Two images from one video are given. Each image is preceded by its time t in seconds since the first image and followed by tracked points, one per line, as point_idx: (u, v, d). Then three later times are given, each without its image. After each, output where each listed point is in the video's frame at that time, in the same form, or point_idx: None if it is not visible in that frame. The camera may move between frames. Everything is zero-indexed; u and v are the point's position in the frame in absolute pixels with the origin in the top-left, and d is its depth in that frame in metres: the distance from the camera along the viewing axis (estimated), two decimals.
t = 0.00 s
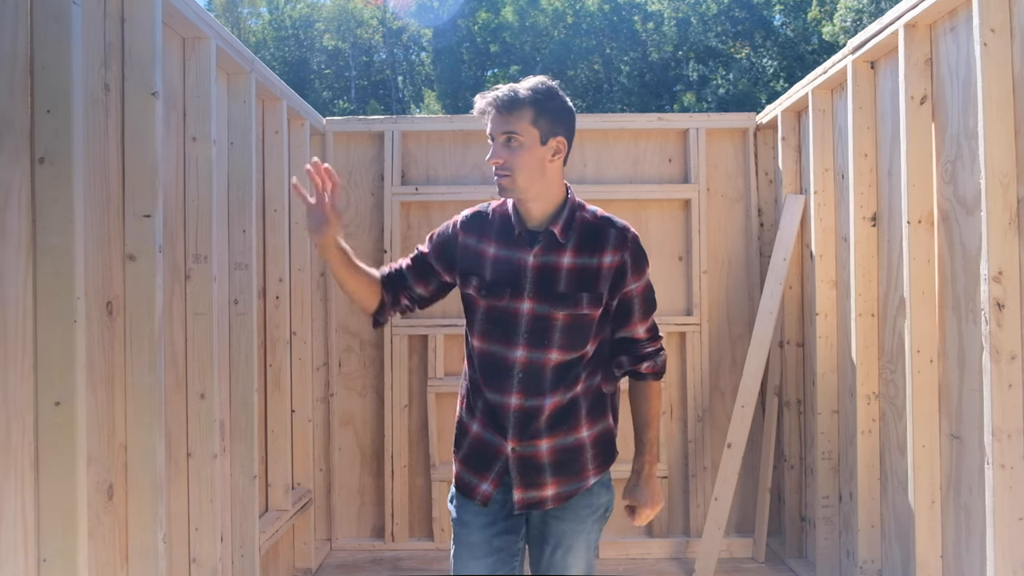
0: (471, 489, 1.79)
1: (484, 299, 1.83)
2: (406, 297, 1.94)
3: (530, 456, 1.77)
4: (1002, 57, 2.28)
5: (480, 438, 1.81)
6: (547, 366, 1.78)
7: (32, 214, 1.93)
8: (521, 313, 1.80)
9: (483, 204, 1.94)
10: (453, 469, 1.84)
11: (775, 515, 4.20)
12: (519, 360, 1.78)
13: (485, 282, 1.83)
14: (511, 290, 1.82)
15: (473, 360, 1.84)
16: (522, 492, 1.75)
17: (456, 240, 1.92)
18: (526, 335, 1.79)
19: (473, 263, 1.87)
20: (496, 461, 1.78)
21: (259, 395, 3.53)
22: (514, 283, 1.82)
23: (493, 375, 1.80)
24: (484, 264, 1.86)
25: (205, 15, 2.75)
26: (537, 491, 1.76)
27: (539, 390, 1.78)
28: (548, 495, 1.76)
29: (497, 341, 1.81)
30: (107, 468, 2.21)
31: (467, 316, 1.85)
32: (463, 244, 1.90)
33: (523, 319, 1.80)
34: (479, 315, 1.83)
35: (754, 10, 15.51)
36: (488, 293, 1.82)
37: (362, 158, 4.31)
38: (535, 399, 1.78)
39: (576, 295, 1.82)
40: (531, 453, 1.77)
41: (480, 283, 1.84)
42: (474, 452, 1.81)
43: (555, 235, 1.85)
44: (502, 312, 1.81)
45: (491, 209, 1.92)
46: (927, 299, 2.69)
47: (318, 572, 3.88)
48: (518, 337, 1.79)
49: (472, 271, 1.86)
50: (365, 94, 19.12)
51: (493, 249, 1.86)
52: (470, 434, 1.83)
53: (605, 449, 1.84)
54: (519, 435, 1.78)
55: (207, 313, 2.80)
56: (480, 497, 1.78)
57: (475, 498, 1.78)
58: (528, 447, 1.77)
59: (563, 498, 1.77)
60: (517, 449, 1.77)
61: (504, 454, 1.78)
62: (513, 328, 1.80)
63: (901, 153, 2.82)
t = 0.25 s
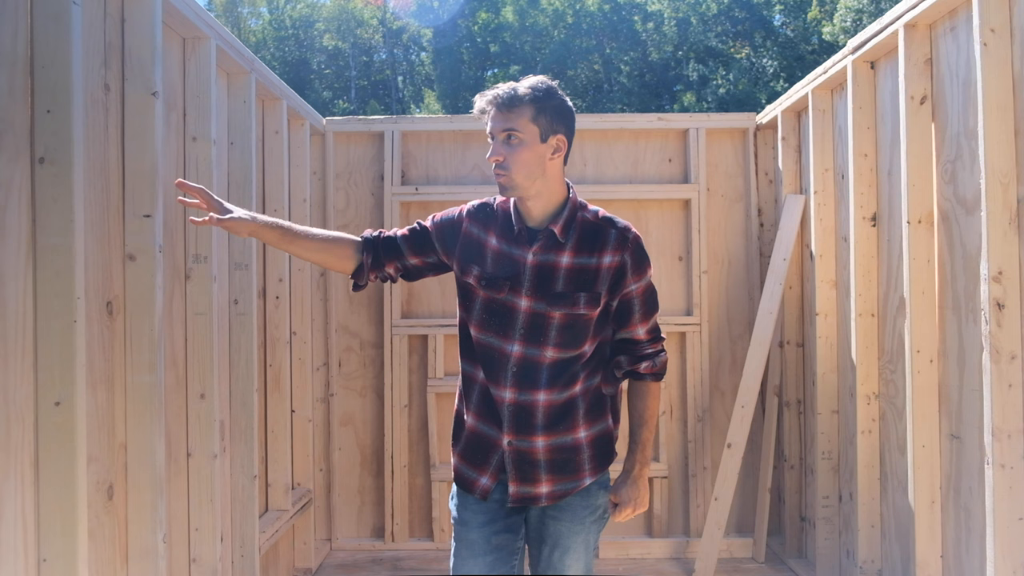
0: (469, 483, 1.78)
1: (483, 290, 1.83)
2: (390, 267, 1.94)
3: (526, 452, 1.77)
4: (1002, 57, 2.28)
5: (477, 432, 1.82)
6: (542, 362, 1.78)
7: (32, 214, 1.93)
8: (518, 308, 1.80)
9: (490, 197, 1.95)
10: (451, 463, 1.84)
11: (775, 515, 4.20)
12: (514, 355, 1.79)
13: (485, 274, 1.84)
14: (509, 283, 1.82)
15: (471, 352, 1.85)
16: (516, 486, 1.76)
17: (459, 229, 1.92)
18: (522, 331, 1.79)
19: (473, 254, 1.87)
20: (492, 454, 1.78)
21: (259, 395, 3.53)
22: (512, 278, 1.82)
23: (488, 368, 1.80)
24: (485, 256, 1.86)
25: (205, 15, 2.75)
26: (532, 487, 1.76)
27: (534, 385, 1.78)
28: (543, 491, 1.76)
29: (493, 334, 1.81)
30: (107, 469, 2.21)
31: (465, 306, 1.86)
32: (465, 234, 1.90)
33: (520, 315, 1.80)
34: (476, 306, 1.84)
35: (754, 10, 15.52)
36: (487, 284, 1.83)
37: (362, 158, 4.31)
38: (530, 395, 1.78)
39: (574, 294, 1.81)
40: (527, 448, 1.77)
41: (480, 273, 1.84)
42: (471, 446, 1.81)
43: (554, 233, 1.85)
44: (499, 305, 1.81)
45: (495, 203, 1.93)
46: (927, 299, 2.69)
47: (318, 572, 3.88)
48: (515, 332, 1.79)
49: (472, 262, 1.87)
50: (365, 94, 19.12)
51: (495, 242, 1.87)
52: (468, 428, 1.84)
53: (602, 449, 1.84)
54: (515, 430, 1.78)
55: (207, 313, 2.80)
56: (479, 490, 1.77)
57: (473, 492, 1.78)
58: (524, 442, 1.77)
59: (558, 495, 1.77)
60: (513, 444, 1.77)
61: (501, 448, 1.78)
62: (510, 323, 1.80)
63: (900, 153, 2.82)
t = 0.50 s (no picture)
0: (466, 482, 1.79)
1: (481, 291, 1.83)
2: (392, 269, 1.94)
3: (524, 452, 1.77)
4: (1002, 57, 2.28)
5: (474, 432, 1.82)
6: (540, 363, 1.78)
7: (32, 214, 1.92)
8: (516, 310, 1.80)
9: (490, 196, 1.95)
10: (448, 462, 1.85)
11: (775, 515, 4.20)
12: (512, 356, 1.79)
13: (484, 274, 1.84)
14: (507, 284, 1.82)
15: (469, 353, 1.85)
16: (513, 487, 1.76)
17: (458, 229, 1.92)
18: (520, 331, 1.79)
19: (472, 254, 1.87)
20: (490, 454, 1.79)
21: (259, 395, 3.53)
22: (511, 278, 1.82)
23: (486, 369, 1.80)
24: (484, 256, 1.86)
25: (205, 15, 2.75)
26: (529, 487, 1.76)
27: (531, 386, 1.78)
28: (540, 492, 1.76)
29: (491, 334, 1.81)
30: (107, 469, 2.21)
31: (464, 306, 1.86)
32: (465, 234, 1.90)
33: (518, 316, 1.80)
34: (474, 306, 1.84)
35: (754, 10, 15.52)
36: (486, 285, 1.83)
37: (362, 158, 4.31)
38: (528, 396, 1.78)
39: (572, 295, 1.82)
40: (524, 449, 1.77)
41: (478, 274, 1.84)
42: (469, 445, 1.81)
43: (554, 234, 1.84)
44: (497, 305, 1.81)
45: (495, 203, 1.93)
46: (927, 299, 2.69)
47: (318, 572, 3.88)
48: (513, 333, 1.79)
49: (472, 262, 1.86)
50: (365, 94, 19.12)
51: (494, 242, 1.86)
52: (466, 427, 1.84)
53: (600, 450, 1.84)
54: (513, 431, 1.78)
55: (207, 313, 2.79)
56: (475, 490, 1.78)
57: (470, 492, 1.78)
58: (521, 442, 1.77)
59: (555, 496, 1.77)
60: (511, 444, 1.77)
61: (498, 448, 1.78)
62: (508, 324, 1.80)
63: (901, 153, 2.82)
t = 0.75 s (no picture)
0: (469, 484, 1.79)
1: (483, 294, 1.83)
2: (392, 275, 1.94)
3: (527, 453, 1.77)
4: (1002, 57, 2.28)
5: (477, 434, 1.82)
6: (543, 364, 1.79)
7: (32, 214, 1.92)
8: (519, 311, 1.80)
9: (489, 198, 1.94)
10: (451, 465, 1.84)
11: (775, 515, 4.20)
12: (515, 357, 1.79)
13: (485, 277, 1.84)
14: (509, 286, 1.82)
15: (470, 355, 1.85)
16: (518, 488, 1.76)
17: (458, 232, 1.92)
18: (523, 333, 1.79)
19: (473, 257, 1.87)
20: (494, 456, 1.78)
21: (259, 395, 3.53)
22: (513, 280, 1.82)
23: (488, 371, 1.80)
24: (485, 258, 1.86)
25: (205, 15, 2.75)
26: (533, 488, 1.76)
27: (535, 387, 1.78)
28: (545, 493, 1.76)
29: (494, 336, 1.81)
30: (107, 468, 2.21)
31: (465, 309, 1.86)
32: (465, 237, 1.90)
33: (521, 317, 1.80)
34: (476, 308, 1.84)
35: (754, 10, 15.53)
36: (487, 287, 1.83)
37: (362, 158, 4.31)
38: (531, 397, 1.78)
39: (575, 296, 1.82)
40: (528, 450, 1.77)
41: (479, 277, 1.84)
42: (472, 448, 1.81)
43: (556, 235, 1.84)
44: (499, 308, 1.81)
45: (494, 204, 1.92)
46: (927, 299, 2.69)
47: (318, 572, 3.88)
48: (515, 335, 1.79)
49: (472, 264, 1.86)
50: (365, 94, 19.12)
51: (495, 245, 1.86)
52: (468, 430, 1.84)
53: (603, 449, 1.84)
54: (516, 432, 1.78)
55: (207, 313, 2.79)
56: (478, 492, 1.78)
57: (473, 494, 1.78)
58: (525, 444, 1.77)
59: (560, 496, 1.77)
60: (515, 446, 1.77)
61: (502, 450, 1.78)
62: (511, 325, 1.80)
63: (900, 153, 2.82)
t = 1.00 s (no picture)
0: (473, 487, 1.79)
1: (484, 296, 1.83)
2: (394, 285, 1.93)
3: (533, 454, 1.77)
4: (1002, 57, 2.28)
5: (481, 436, 1.81)
6: (547, 365, 1.79)
7: (32, 214, 1.92)
8: (522, 312, 1.80)
9: (486, 201, 1.93)
10: (454, 468, 1.84)
11: (775, 515, 4.20)
12: (519, 359, 1.79)
13: (486, 279, 1.84)
14: (511, 288, 1.82)
15: (472, 357, 1.85)
16: (524, 489, 1.76)
17: (457, 235, 1.91)
18: (526, 334, 1.79)
19: (473, 259, 1.87)
20: (498, 459, 1.78)
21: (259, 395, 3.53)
22: (515, 282, 1.82)
23: (492, 373, 1.80)
24: (486, 261, 1.85)
25: (205, 15, 2.75)
26: (539, 489, 1.76)
27: (539, 388, 1.78)
28: (551, 493, 1.76)
29: (497, 339, 1.81)
30: (107, 469, 2.21)
31: (466, 312, 1.86)
32: (464, 240, 1.90)
33: (524, 318, 1.80)
34: (478, 311, 1.84)
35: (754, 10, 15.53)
36: (489, 290, 1.83)
37: (362, 158, 4.31)
38: (536, 398, 1.78)
39: (577, 295, 1.82)
40: (533, 451, 1.77)
41: (480, 280, 1.84)
42: (476, 451, 1.81)
43: (557, 235, 1.84)
44: (502, 310, 1.81)
45: (492, 206, 1.91)
46: (927, 299, 2.69)
47: (318, 572, 3.88)
48: (519, 336, 1.79)
49: (473, 267, 1.86)
50: (365, 94, 19.12)
51: (495, 247, 1.86)
52: (472, 432, 1.83)
53: (606, 447, 1.85)
54: (521, 433, 1.78)
55: (207, 313, 2.79)
56: (483, 495, 1.78)
57: (477, 496, 1.78)
58: (530, 445, 1.77)
59: (566, 496, 1.77)
60: (520, 447, 1.77)
61: (506, 452, 1.78)
62: (514, 327, 1.80)
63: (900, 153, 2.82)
